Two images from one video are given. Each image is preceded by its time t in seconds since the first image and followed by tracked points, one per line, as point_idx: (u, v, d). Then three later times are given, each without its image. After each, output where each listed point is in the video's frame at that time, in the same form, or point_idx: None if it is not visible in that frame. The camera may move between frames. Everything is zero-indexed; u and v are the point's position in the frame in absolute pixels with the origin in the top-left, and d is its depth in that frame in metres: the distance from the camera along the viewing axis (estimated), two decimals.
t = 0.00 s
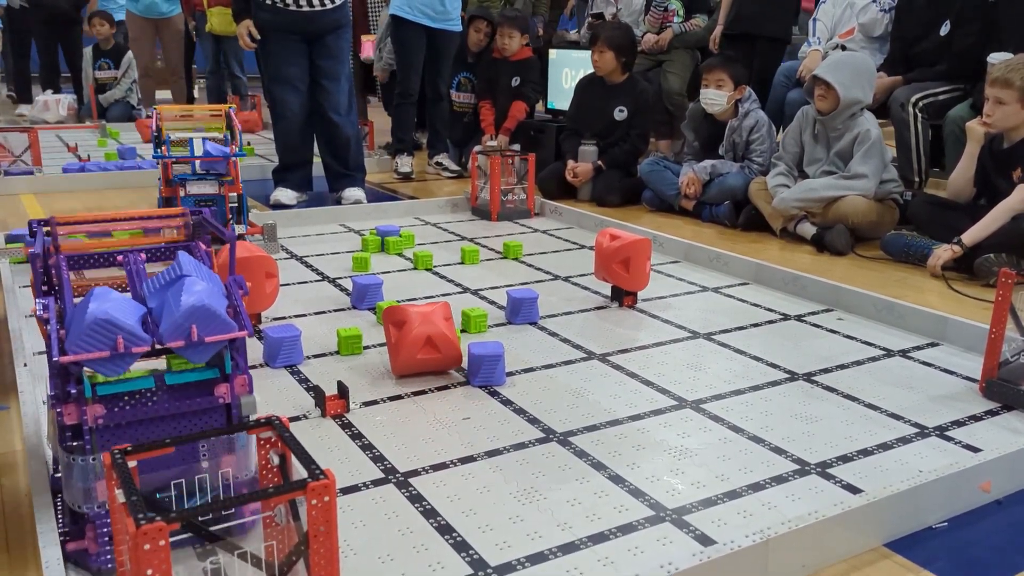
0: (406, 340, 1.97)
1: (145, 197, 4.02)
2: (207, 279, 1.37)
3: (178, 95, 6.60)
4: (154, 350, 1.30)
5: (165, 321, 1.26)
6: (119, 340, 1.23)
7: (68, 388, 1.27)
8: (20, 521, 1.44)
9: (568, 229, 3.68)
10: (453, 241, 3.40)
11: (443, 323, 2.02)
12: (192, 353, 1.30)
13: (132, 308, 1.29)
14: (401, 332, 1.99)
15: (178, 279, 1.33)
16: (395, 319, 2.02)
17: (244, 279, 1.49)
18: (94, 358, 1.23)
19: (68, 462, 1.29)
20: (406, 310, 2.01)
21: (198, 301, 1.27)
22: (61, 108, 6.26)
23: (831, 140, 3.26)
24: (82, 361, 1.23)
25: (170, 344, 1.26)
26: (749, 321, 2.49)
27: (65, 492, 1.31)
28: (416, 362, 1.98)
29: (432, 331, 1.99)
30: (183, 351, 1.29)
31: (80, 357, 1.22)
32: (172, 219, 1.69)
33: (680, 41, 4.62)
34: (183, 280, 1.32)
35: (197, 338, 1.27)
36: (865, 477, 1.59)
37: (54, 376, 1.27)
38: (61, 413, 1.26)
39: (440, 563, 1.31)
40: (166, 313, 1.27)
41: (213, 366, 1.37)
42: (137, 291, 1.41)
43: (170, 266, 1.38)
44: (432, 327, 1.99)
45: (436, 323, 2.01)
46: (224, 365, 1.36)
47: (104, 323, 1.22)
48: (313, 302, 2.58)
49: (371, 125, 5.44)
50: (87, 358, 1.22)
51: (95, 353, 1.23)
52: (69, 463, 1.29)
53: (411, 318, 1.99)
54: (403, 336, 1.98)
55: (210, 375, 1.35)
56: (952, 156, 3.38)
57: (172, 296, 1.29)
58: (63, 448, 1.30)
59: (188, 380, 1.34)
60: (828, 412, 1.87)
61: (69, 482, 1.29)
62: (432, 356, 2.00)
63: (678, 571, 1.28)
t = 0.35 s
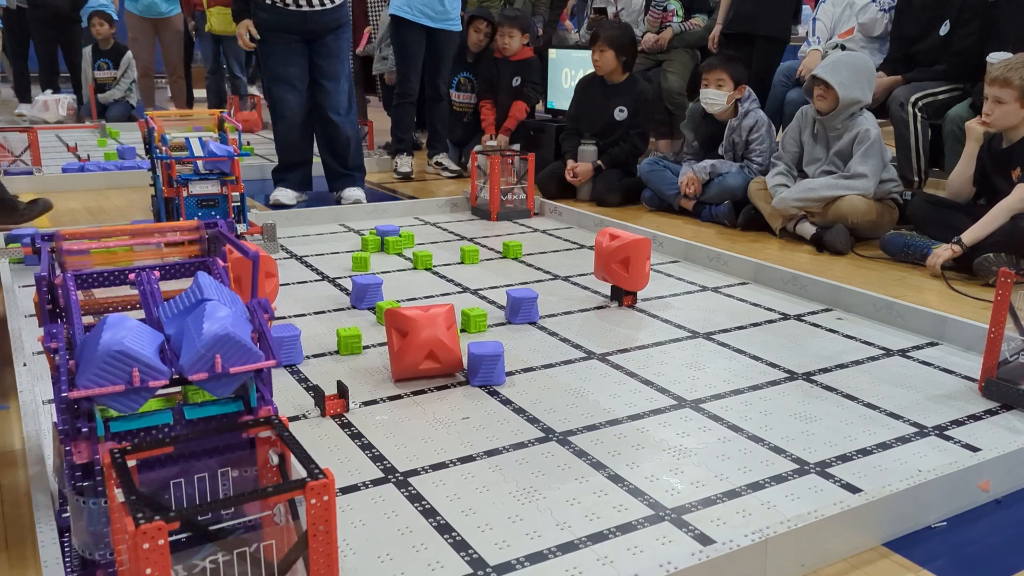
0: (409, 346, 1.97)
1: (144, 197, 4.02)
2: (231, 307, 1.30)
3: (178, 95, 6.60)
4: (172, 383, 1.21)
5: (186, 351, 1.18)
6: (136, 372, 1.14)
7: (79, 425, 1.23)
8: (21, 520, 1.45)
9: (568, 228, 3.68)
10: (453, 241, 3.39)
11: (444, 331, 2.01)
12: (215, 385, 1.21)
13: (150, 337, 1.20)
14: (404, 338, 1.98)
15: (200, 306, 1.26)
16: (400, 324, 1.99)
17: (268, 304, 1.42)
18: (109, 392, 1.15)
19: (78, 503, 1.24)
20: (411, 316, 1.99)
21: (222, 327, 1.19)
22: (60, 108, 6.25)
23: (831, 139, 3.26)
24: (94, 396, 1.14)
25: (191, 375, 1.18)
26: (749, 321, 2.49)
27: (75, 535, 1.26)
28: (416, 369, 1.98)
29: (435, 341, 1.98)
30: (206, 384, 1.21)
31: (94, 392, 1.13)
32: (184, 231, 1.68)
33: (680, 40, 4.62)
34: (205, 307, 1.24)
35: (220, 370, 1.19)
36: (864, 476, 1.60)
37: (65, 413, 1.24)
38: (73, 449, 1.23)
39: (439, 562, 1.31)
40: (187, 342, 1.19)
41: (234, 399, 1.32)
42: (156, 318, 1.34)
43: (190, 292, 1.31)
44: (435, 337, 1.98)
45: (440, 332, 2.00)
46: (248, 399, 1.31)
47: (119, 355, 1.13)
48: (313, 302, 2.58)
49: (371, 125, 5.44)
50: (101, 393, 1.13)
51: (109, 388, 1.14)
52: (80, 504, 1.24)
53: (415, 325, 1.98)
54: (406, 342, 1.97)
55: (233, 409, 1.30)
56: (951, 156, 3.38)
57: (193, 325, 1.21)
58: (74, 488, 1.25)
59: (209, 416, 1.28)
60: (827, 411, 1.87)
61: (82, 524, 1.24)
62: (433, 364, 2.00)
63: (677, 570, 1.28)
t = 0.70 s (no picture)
0: (409, 363, 1.94)
1: (144, 197, 4.02)
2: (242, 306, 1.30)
3: (178, 95, 6.60)
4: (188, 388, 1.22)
5: (201, 355, 1.18)
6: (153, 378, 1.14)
7: (92, 433, 1.24)
8: (21, 521, 1.45)
9: (568, 229, 3.68)
10: (453, 241, 3.40)
11: (445, 341, 1.96)
12: (231, 389, 1.21)
13: (163, 342, 1.20)
14: (405, 353, 1.94)
15: (211, 305, 1.26)
16: (401, 339, 1.94)
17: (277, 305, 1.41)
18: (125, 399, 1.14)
19: (89, 514, 1.24)
20: (412, 332, 1.92)
21: (236, 330, 1.19)
22: (60, 108, 6.25)
23: (831, 139, 3.26)
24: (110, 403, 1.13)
25: (207, 380, 1.18)
26: (749, 321, 2.50)
27: (86, 544, 1.27)
28: (417, 379, 1.96)
29: (437, 358, 1.95)
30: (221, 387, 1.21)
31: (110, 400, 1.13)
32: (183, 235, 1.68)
33: (680, 40, 4.62)
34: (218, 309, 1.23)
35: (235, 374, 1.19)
36: (863, 477, 1.60)
37: (77, 420, 1.25)
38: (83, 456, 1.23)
39: (439, 563, 1.31)
40: (201, 346, 1.19)
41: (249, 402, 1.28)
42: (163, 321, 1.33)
43: (199, 292, 1.31)
44: (438, 354, 1.95)
45: (443, 346, 1.96)
46: (264, 401, 1.28)
47: (136, 361, 1.13)
48: (313, 302, 2.58)
49: (371, 125, 5.44)
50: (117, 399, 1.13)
51: (126, 394, 1.14)
52: (90, 514, 1.24)
53: (417, 343, 1.93)
54: (408, 359, 1.94)
55: (248, 414, 1.26)
56: (951, 156, 3.38)
57: (206, 327, 1.20)
58: (85, 497, 1.25)
59: (223, 421, 1.24)
60: (827, 412, 1.88)
61: (93, 535, 1.25)
62: (435, 378, 1.98)
63: (676, 571, 1.28)
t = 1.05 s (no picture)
0: (411, 375, 1.93)
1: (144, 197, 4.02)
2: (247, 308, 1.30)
3: (179, 95, 6.60)
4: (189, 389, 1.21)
5: (203, 358, 1.17)
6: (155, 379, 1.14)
7: (93, 432, 1.24)
8: (22, 520, 1.45)
9: (568, 229, 3.68)
10: (453, 241, 3.40)
11: (449, 345, 1.94)
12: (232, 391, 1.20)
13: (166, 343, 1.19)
14: (407, 363, 1.92)
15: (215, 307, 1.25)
16: (403, 348, 1.92)
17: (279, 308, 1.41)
18: (126, 399, 1.14)
19: (90, 514, 1.24)
20: (410, 342, 1.90)
21: (237, 334, 1.18)
22: (61, 108, 6.25)
23: (831, 139, 3.26)
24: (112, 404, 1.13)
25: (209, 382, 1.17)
26: (749, 321, 2.49)
27: (86, 544, 1.26)
28: (422, 383, 1.95)
29: (441, 364, 1.93)
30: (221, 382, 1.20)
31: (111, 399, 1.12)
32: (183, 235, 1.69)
33: (681, 40, 4.62)
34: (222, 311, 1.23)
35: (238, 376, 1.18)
36: (864, 477, 1.60)
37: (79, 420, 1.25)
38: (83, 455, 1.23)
39: (439, 563, 1.31)
40: (203, 348, 1.18)
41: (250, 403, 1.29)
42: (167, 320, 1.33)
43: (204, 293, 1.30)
44: (442, 361, 1.93)
45: (443, 354, 1.93)
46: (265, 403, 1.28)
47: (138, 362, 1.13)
48: (313, 302, 2.58)
49: (371, 125, 5.45)
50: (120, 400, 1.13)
51: (128, 394, 1.14)
52: (91, 514, 1.24)
53: (416, 354, 1.90)
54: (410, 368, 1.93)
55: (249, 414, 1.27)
56: (951, 156, 3.38)
57: (209, 330, 1.20)
58: (85, 497, 1.25)
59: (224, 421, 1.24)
60: (828, 412, 1.88)
61: (93, 534, 1.25)
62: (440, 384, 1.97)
63: (677, 570, 1.28)
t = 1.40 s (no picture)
0: (412, 385, 1.91)
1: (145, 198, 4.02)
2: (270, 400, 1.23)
3: (179, 95, 6.60)
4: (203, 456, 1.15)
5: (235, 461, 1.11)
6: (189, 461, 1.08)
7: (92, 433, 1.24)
8: (22, 520, 1.45)
9: (568, 229, 3.68)
10: (453, 241, 3.40)
11: (454, 354, 1.92)
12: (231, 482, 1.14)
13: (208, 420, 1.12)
14: (409, 373, 1.90)
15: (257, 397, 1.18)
16: (404, 358, 1.89)
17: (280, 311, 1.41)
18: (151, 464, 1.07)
19: (90, 515, 1.24)
20: (410, 354, 1.87)
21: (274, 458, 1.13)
22: (61, 108, 6.25)
23: (831, 140, 3.26)
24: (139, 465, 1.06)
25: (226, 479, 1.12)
26: (749, 321, 2.50)
27: (87, 546, 1.26)
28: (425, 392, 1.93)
29: (445, 374, 1.91)
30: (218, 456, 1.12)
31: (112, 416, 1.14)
32: (184, 235, 1.69)
33: (681, 41, 4.62)
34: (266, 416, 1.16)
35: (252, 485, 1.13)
36: (864, 477, 1.60)
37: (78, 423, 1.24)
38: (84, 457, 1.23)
39: (441, 563, 1.31)
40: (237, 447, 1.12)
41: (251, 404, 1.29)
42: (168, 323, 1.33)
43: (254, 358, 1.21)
44: (446, 371, 1.91)
45: (444, 365, 1.91)
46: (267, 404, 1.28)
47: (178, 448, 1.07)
48: (313, 302, 2.58)
49: (371, 125, 5.44)
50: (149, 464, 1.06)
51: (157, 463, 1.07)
52: (92, 516, 1.24)
53: (416, 365, 1.88)
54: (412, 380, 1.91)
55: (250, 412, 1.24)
56: (952, 156, 3.38)
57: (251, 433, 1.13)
58: (86, 500, 1.25)
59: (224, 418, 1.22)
60: (828, 412, 1.88)
61: (94, 536, 1.24)
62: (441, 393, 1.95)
63: (679, 571, 1.28)
